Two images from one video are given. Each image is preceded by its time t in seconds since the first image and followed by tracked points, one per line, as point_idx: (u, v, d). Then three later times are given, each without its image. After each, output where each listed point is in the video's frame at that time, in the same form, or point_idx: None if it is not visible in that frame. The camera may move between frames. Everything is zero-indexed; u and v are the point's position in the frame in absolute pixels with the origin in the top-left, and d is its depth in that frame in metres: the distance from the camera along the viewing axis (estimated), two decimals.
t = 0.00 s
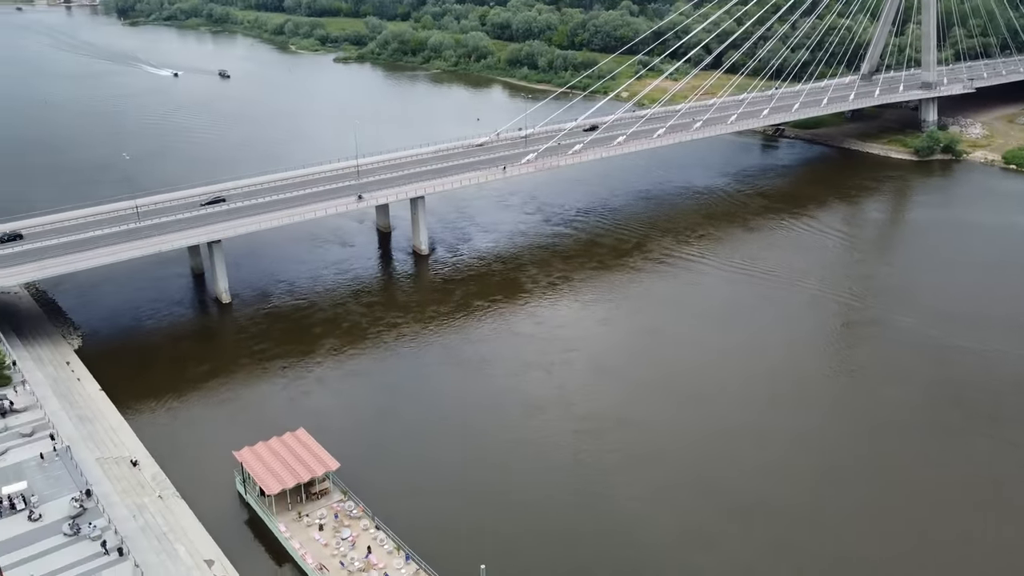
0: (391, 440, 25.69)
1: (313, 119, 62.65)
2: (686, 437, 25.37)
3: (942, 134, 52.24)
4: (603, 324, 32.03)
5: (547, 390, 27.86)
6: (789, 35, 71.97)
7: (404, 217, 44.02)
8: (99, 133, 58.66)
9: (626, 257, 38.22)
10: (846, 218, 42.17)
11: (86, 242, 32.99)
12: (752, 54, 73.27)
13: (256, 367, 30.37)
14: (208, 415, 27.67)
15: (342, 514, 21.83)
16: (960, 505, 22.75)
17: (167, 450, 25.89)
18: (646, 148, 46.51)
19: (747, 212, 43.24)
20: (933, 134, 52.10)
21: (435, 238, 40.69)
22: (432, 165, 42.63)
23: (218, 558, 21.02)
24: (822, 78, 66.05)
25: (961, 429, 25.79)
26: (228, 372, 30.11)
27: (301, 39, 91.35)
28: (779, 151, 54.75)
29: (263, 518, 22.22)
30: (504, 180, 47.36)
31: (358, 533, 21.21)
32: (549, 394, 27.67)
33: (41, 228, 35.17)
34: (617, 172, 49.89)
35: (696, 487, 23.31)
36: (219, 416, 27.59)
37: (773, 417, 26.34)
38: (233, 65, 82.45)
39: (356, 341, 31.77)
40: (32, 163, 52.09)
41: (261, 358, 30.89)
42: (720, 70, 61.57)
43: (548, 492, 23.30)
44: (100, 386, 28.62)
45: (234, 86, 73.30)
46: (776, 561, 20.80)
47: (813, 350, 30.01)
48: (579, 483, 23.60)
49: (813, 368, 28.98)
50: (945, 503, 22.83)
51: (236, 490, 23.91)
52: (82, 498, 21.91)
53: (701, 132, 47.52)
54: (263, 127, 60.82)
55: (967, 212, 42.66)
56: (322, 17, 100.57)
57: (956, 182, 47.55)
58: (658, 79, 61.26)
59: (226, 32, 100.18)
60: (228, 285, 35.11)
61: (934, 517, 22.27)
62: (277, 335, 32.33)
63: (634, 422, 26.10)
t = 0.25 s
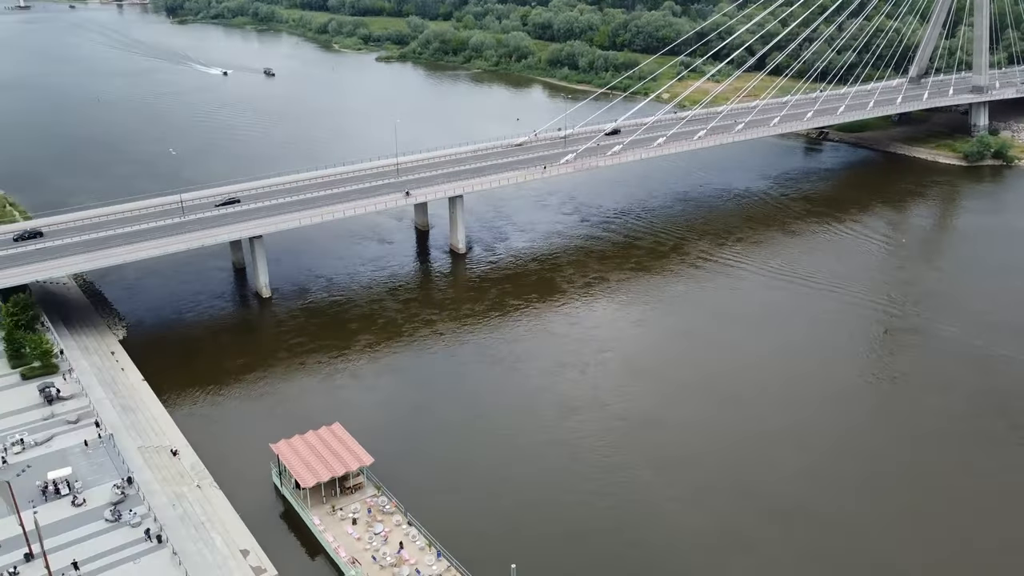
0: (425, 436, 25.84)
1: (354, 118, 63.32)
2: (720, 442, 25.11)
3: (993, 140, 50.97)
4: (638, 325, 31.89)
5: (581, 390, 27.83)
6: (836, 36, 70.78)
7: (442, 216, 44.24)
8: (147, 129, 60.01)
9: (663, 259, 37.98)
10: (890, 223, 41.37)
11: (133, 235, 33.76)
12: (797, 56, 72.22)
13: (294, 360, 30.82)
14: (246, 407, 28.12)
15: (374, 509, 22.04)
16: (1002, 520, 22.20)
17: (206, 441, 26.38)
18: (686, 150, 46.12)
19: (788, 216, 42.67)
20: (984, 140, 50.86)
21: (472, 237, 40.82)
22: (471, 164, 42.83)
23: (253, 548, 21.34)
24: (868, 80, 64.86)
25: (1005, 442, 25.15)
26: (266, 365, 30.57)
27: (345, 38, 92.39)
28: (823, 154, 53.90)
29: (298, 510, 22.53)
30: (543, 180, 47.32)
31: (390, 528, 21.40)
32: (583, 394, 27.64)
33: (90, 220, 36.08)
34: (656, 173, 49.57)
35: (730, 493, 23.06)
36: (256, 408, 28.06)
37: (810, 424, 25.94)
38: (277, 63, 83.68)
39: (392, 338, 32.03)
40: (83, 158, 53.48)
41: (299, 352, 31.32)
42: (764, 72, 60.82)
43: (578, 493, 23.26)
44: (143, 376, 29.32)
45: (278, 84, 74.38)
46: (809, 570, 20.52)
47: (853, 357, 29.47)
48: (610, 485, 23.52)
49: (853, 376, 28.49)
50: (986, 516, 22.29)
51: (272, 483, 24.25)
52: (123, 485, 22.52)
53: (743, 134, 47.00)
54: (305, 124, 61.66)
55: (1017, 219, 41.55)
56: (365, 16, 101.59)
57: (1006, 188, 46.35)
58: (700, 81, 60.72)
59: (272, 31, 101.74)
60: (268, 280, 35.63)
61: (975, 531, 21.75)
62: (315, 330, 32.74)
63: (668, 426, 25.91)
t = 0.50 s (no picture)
0: (458, 434, 25.94)
1: (395, 116, 63.81)
2: (756, 448, 24.81)
3: None
4: (674, 328, 31.65)
5: (615, 392, 27.72)
6: (885, 38, 69.40)
7: (481, 215, 44.34)
8: (194, 125, 61.22)
9: (702, 261, 37.63)
10: (936, 230, 40.46)
11: (178, 229, 34.48)
12: (844, 57, 70.99)
13: (331, 355, 31.19)
14: (284, 400, 28.54)
15: (408, 505, 22.19)
16: None
17: (244, 432, 26.81)
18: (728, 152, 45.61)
19: (830, 220, 41.97)
20: None
21: (510, 236, 40.86)
22: (511, 164, 42.90)
23: (288, 539, 21.60)
24: (917, 83, 63.48)
25: None
26: (303, 359, 30.98)
27: (388, 37, 93.20)
28: (868, 158, 52.90)
29: (332, 503, 22.78)
30: (582, 181, 47.15)
31: (423, 524, 21.53)
32: (617, 395, 27.52)
33: (137, 214, 36.95)
34: (696, 175, 49.12)
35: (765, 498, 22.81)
36: (293, 401, 28.47)
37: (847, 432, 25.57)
38: (321, 61, 84.74)
39: (428, 335, 32.21)
40: (132, 153, 54.72)
41: (336, 347, 31.69)
42: (809, 74, 59.90)
43: (610, 494, 23.18)
44: (185, 367, 29.92)
45: (321, 82, 75.31)
46: None
47: (896, 366, 28.88)
48: (641, 488, 23.39)
49: (894, 385, 27.94)
50: None
51: (308, 475, 24.56)
52: (164, 474, 23.01)
53: (786, 137, 46.35)
54: (347, 122, 62.35)
55: None
56: (409, 15, 102.32)
57: None
58: (743, 82, 60.04)
59: (316, 29, 103.05)
60: (308, 275, 36.09)
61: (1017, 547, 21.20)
62: (352, 325, 33.06)
63: (702, 430, 25.68)
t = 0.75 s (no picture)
0: (492, 432, 25.97)
1: (436, 115, 64.14)
2: (792, 457, 24.46)
3: None
4: (711, 332, 31.33)
5: (649, 394, 27.54)
6: (936, 40, 67.83)
7: (519, 215, 44.35)
8: (239, 122, 62.27)
9: (741, 264, 37.20)
10: (985, 237, 39.46)
11: (221, 224, 35.10)
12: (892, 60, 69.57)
13: (367, 350, 31.47)
14: (320, 394, 28.88)
15: (441, 502, 22.28)
16: None
17: (281, 425, 27.18)
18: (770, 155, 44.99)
19: (874, 225, 41.18)
20: None
21: (547, 236, 40.80)
22: (551, 164, 42.85)
23: (322, 533, 21.83)
24: (969, 86, 61.93)
25: None
26: (340, 354, 31.32)
27: (430, 36, 93.71)
28: (915, 162, 51.75)
29: (366, 498, 22.97)
30: (621, 182, 46.90)
31: (455, 521, 21.61)
32: (651, 398, 27.33)
33: (182, 209, 37.72)
34: (737, 177, 48.54)
35: (800, 508, 22.49)
36: (329, 395, 28.82)
37: (887, 443, 25.12)
38: (364, 60, 85.54)
39: (463, 333, 32.34)
40: (178, 149, 55.83)
41: (372, 342, 31.99)
42: (856, 76, 58.82)
43: (642, 497, 23.05)
44: (225, 359, 30.45)
45: (364, 81, 76.05)
46: None
47: (939, 378, 28.25)
48: (674, 491, 23.22)
49: (937, 397, 27.37)
50: None
51: (342, 470, 24.84)
52: (203, 463, 23.43)
53: (831, 140, 45.57)
54: (389, 120, 62.89)
55: None
56: (451, 15, 102.77)
57: None
58: (788, 84, 59.16)
59: (360, 28, 104.06)
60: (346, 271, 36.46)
61: None
62: (388, 322, 33.33)
63: (737, 436, 25.39)
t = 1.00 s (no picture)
0: (528, 432, 25.96)
1: (479, 115, 64.33)
2: (833, 467, 24.01)
3: None
4: (751, 337, 30.93)
5: (687, 398, 27.29)
6: (992, 43, 66.01)
7: (560, 215, 44.27)
8: (285, 119, 63.22)
9: (784, 269, 36.64)
10: None
11: (266, 219, 35.68)
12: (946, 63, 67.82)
13: (405, 347, 31.71)
14: (359, 389, 29.18)
15: (476, 501, 22.34)
16: None
17: (320, 419, 27.52)
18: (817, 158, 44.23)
19: (923, 231, 40.20)
20: None
21: (588, 237, 40.62)
22: (593, 164, 42.66)
23: (358, 526, 22.03)
24: None
25: None
26: (379, 350, 31.60)
27: (474, 36, 94.04)
28: (968, 168, 50.38)
29: (402, 494, 23.14)
30: (664, 184, 46.51)
31: (490, 520, 21.65)
32: (689, 401, 27.12)
33: (229, 204, 38.42)
34: (782, 181, 47.79)
35: (841, 518, 22.05)
36: (367, 390, 29.11)
37: (931, 454, 24.60)
38: (409, 59, 86.17)
39: (501, 332, 32.40)
40: (226, 145, 56.86)
41: (410, 339, 32.22)
42: (907, 79, 57.51)
43: (678, 501, 22.84)
44: (267, 352, 30.89)
45: (408, 80, 76.61)
46: None
47: (988, 392, 27.50)
48: (710, 497, 22.96)
49: (984, 409, 26.72)
50: None
51: (378, 465, 25.06)
52: (243, 454, 23.81)
53: (880, 144, 44.62)
54: (432, 119, 63.29)
55: None
56: (496, 15, 102.98)
57: None
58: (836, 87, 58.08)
59: (406, 27, 104.89)
60: (387, 268, 36.72)
61: None
62: (427, 319, 33.54)
63: (777, 443, 25.01)
